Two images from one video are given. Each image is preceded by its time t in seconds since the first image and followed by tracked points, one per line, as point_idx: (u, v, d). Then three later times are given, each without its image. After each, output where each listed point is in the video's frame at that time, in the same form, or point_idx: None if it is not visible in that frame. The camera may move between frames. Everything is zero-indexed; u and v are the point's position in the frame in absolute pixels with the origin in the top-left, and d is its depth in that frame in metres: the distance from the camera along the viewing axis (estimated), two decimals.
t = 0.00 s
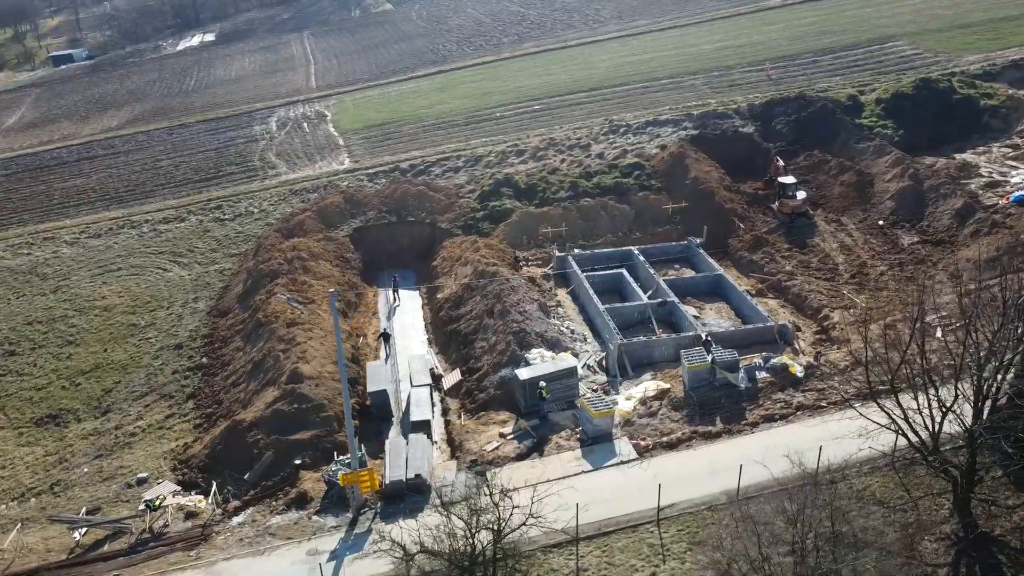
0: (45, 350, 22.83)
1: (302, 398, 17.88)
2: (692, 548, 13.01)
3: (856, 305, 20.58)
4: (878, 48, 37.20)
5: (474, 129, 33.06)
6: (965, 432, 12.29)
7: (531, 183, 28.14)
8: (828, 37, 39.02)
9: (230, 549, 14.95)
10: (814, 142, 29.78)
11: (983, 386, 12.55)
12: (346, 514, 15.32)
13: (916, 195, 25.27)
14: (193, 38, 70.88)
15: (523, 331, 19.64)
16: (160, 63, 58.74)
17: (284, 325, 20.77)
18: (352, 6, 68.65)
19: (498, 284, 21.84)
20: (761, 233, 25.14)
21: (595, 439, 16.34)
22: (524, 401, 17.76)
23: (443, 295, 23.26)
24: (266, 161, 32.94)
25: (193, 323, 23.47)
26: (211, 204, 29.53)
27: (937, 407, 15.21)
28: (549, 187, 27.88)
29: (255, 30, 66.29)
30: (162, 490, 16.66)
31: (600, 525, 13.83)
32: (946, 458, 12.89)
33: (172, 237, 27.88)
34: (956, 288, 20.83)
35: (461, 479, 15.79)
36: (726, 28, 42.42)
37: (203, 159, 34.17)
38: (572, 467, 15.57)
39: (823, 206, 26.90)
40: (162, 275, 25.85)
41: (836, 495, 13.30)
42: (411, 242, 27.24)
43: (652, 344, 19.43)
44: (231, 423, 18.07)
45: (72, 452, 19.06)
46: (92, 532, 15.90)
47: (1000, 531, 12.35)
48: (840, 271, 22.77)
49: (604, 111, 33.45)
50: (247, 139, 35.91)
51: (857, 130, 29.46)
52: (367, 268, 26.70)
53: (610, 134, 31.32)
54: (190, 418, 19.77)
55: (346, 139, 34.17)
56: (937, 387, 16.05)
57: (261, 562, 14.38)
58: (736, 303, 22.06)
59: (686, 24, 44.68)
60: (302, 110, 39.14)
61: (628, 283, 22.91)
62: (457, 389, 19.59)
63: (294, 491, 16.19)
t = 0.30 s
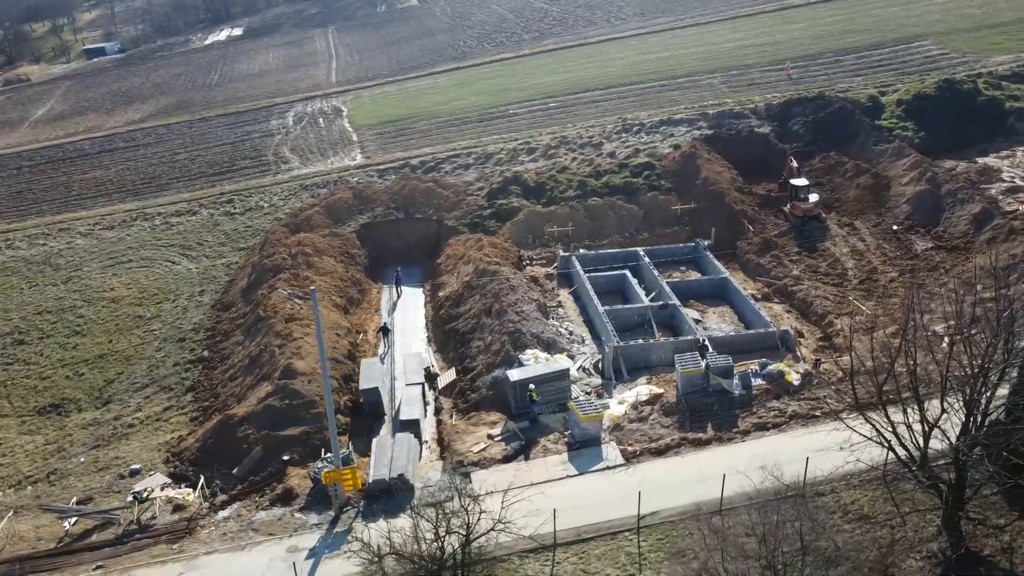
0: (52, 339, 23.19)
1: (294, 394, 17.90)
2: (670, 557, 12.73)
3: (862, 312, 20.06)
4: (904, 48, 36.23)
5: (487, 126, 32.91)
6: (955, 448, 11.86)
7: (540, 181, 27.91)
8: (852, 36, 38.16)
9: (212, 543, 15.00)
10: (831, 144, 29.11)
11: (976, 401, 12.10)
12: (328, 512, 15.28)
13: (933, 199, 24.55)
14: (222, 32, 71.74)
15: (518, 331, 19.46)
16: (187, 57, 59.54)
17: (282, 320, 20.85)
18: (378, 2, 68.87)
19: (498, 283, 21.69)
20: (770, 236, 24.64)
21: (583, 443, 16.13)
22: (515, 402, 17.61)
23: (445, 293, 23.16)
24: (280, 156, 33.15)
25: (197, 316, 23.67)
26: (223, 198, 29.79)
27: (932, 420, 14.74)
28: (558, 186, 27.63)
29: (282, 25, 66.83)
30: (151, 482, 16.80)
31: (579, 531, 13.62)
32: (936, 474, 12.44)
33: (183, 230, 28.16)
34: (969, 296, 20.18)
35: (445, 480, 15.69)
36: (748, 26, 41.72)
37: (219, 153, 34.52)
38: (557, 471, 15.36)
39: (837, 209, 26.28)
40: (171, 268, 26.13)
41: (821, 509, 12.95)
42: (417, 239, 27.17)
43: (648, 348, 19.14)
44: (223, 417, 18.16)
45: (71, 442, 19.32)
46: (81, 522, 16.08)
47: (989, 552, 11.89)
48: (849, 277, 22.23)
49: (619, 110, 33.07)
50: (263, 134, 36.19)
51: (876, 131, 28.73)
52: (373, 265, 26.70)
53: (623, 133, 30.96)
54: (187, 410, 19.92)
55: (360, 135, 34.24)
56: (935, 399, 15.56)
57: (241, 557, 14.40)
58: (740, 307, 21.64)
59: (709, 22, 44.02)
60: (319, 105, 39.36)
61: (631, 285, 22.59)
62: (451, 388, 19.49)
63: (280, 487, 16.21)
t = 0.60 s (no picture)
0: (60, 329, 23.55)
1: (286, 389, 17.94)
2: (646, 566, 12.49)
3: (868, 319, 19.52)
4: (932, 48, 35.26)
5: (500, 123, 32.73)
6: (944, 465, 11.48)
7: (549, 179, 27.67)
8: (878, 35, 37.25)
9: (195, 537, 15.07)
10: (849, 146, 28.43)
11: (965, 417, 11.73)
12: (312, 509, 15.28)
13: (951, 204, 23.83)
14: (250, 27, 72.49)
15: (513, 332, 19.29)
16: (215, 51, 60.26)
17: (282, 315, 20.92)
18: None
19: (499, 282, 21.52)
20: (780, 240, 24.14)
21: (570, 447, 15.94)
22: (506, 403, 17.47)
23: (447, 291, 23.05)
24: (294, 151, 33.33)
25: (201, 309, 23.85)
26: (235, 192, 30.03)
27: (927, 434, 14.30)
28: (567, 184, 27.36)
29: (309, 20, 67.26)
30: (143, 474, 16.95)
31: (557, 536, 13.48)
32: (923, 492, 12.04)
33: (194, 223, 28.43)
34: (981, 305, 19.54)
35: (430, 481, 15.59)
36: (773, 24, 40.94)
37: (236, 147, 34.82)
38: (541, 475, 15.18)
39: (852, 212, 25.64)
40: (180, 260, 26.39)
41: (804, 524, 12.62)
42: (425, 236, 27.09)
43: (645, 352, 18.86)
44: (217, 411, 18.26)
45: (71, 431, 19.59)
46: (72, 511, 16.27)
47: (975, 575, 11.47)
48: (858, 282, 21.66)
49: (634, 108, 32.66)
50: (280, 129, 36.42)
51: (896, 133, 27.99)
52: (379, 261, 26.69)
53: (636, 132, 30.56)
54: (185, 403, 20.07)
55: (374, 131, 34.29)
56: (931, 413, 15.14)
57: (222, 551, 14.43)
58: (744, 312, 21.23)
59: (732, 20, 43.30)
60: (336, 100, 39.52)
61: (634, 287, 22.28)
62: (445, 388, 19.39)
63: (267, 483, 16.24)
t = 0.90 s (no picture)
0: (70, 319, 23.94)
1: (279, 384, 17.97)
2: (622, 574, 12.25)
3: (873, 326, 19.00)
4: (961, 47, 34.24)
5: (514, 121, 32.53)
6: (929, 482, 11.09)
7: (558, 178, 27.42)
8: (906, 34, 36.29)
9: (180, 529, 15.14)
10: (868, 147, 27.69)
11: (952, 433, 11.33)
12: (295, 505, 15.29)
13: (969, 210, 23.09)
14: (280, 22, 73.16)
15: (509, 332, 19.13)
16: (242, 45, 60.92)
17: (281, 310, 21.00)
18: None
19: (499, 281, 21.35)
20: (791, 243, 23.62)
21: (557, 450, 15.75)
22: (496, 405, 17.33)
23: (449, 289, 22.94)
24: (309, 145, 33.48)
25: (207, 302, 24.04)
26: (248, 186, 30.26)
27: (920, 449, 13.86)
28: (576, 183, 27.07)
29: (336, 15, 67.64)
30: (135, 465, 17.11)
31: (532, 541, 13.30)
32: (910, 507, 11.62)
33: (207, 216, 28.71)
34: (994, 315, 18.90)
35: (414, 480, 15.50)
36: (798, 23, 40.12)
37: (253, 141, 35.10)
38: (526, 479, 15.00)
39: (867, 216, 24.99)
40: (190, 253, 26.66)
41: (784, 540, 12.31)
42: (432, 233, 27.00)
43: (642, 355, 18.59)
44: (211, 404, 18.38)
45: (72, 420, 19.89)
46: (64, 500, 16.48)
47: None
48: (868, 288, 21.10)
49: (650, 106, 32.21)
50: (297, 123, 36.63)
51: (917, 135, 27.21)
52: (387, 258, 26.67)
53: (651, 131, 30.13)
54: (184, 395, 20.24)
55: (388, 127, 34.30)
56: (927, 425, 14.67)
57: (203, 544, 14.48)
58: (748, 316, 20.81)
59: (758, 17, 42.52)
60: (355, 96, 39.65)
61: (636, 288, 21.96)
62: (440, 387, 19.30)
63: (254, 477, 16.28)
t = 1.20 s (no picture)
0: (79, 309, 24.30)
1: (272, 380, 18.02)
2: None
3: (878, 335, 18.46)
4: (991, 48, 33.20)
5: (528, 119, 32.31)
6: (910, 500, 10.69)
7: (568, 177, 27.15)
8: (934, 34, 35.30)
9: (165, 522, 15.23)
10: (887, 150, 26.96)
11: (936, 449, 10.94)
12: (279, 502, 15.29)
13: (987, 216, 22.36)
14: (309, 17, 73.72)
15: (504, 333, 18.96)
16: (269, 40, 61.47)
17: (281, 305, 21.07)
18: None
19: (499, 280, 21.20)
20: (801, 248, 23.10)
21: (543, 455, 15.56)
22: (486, 406, 17.19)
23: (451, 288, 22.83)
24: (324, 141, 33.63)
25: (213, 295, 24.24)
26: (261, 181, 30.46)
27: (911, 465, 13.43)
28: (585, 183, 26.76)
29: (364, 9, 67.93)
30: (128, 457, 17.28)
31: (508, 546, 13.14)
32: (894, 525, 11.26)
33: (219, 210, 28.97)
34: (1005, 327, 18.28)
35: (398, 480, 15.43)
36: (824, 22, 39.24)
37: (270, 136, 35.35)
38: (509, 483, 14.83)
39: (883, 221, 24.34)
40: (200, 247, 26.92)
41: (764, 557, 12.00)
42: (440, 230, 26.89)
43: (637, 359, 18.30)
44: (206, 398, 18.49)
45: (73, 410, 20.16)
46: (57, 489, 16.69)
47: None
48: (877, 296, 20.51)
49: (666, 106, 31.75)
50: (315, 119, 36.81)
51: (938, 139, 26.44)
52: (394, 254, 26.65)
53: (665, 130, 29.70)
54: (183, 388, 20.40)
55: (403, 123, 34.31)
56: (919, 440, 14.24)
57: (186, 537, 14.53)
58: (751, 322, 20.39)
59: (783, 15, 41.68)
60: (374, 92, 39.76)
61: (639, 291, 21.63)
62: (434, 386, 19.20)
63: (242, 473, 16.34)
